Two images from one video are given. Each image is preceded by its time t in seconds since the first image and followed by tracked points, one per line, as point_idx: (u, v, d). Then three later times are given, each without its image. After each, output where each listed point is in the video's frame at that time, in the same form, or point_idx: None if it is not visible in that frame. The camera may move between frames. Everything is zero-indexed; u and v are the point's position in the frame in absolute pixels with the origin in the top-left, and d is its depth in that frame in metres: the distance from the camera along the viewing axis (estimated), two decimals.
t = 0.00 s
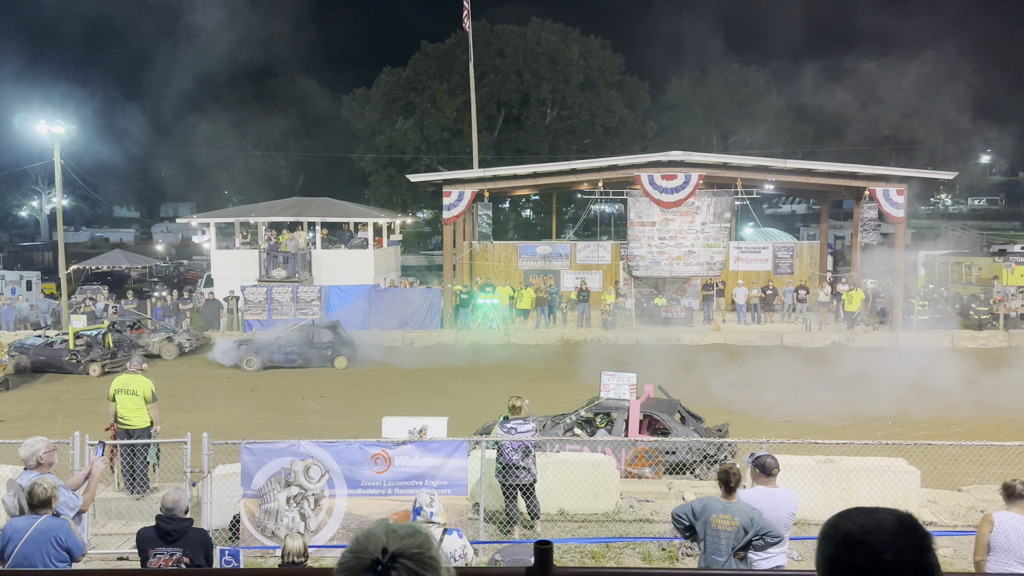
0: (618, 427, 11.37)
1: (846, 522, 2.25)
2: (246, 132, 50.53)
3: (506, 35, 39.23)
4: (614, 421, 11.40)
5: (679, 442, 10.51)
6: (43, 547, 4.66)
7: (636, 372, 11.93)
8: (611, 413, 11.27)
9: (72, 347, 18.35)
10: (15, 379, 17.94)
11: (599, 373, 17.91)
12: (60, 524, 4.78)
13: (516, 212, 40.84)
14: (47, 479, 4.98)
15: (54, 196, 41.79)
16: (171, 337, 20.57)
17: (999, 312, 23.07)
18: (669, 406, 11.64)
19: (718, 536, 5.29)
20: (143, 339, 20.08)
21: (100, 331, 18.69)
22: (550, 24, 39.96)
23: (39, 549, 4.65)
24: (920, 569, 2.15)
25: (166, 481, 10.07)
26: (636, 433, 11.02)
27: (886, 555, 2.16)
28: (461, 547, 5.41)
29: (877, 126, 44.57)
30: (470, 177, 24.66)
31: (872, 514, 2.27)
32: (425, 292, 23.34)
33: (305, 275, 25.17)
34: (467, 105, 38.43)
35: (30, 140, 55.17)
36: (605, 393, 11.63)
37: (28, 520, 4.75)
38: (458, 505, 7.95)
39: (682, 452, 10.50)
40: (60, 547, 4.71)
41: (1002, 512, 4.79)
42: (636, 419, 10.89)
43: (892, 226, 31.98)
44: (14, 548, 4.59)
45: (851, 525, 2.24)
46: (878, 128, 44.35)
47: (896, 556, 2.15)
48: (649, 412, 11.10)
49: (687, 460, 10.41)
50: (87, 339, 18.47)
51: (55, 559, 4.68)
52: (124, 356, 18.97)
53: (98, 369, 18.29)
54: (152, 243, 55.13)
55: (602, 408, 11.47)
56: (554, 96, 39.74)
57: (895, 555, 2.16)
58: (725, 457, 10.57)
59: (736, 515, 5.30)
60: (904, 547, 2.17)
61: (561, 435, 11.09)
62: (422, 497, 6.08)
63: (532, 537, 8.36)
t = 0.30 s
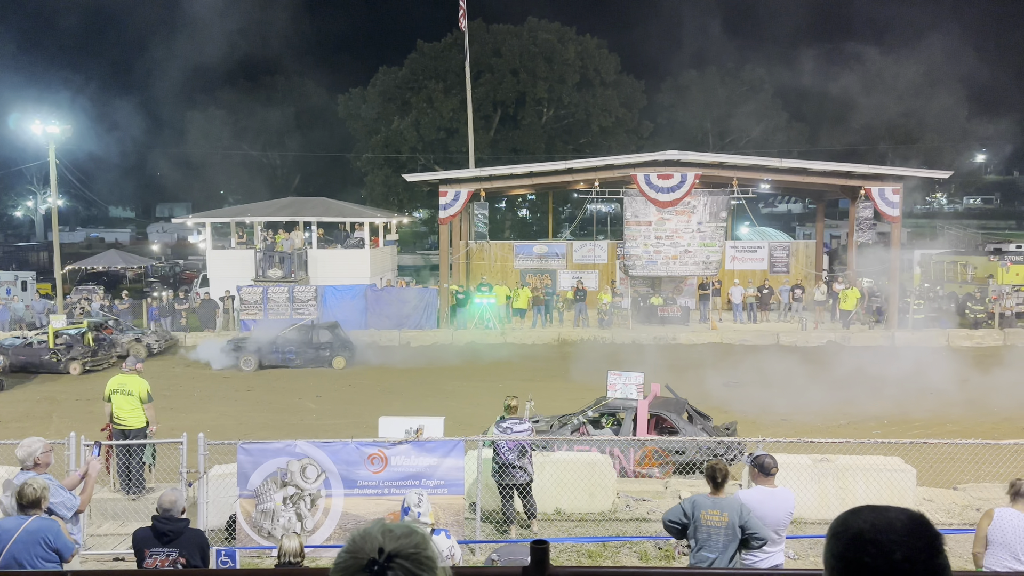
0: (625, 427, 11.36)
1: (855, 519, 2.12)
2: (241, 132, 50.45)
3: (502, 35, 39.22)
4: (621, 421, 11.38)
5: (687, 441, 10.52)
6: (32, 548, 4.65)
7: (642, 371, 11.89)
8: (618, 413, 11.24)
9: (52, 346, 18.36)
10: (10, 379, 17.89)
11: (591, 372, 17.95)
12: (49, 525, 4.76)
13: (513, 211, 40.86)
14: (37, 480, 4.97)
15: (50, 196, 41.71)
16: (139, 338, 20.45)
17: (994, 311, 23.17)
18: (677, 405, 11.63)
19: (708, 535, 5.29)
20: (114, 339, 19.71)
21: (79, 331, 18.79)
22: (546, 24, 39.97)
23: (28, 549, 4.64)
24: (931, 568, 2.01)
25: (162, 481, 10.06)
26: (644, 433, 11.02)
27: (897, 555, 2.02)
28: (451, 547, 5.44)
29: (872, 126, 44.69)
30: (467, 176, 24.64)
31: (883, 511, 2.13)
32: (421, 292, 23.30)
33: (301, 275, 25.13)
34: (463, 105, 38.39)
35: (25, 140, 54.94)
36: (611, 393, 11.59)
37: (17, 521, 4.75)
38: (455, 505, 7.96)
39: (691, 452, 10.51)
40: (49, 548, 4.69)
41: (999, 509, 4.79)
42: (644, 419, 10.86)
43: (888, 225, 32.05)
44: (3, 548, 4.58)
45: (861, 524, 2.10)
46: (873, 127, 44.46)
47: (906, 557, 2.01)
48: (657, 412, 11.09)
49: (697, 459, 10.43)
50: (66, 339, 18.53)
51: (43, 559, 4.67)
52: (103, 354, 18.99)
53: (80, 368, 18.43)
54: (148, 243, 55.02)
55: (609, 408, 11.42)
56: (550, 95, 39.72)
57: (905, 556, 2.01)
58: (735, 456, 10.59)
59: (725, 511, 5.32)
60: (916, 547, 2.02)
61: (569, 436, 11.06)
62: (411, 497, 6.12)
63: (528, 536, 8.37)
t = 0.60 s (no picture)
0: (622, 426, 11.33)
1: (862, 516, 2.12)
2: (237, 131, 50.38)
3: (498, 35, 39.21)
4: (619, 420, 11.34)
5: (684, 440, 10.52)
6: (22, 549, 4.63)
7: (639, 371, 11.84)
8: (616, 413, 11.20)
9: (31, 347, 18.27)
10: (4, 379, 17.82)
11: (584, 371, 17.94)
12: (39, 526, 4.74)
13: (510, 210, 40.82)
14: (26, 481, 4.95)
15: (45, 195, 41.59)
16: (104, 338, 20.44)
17: (990, 310, 23.29)
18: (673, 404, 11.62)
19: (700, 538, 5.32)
20: (92, 338, 19.66)
21: (58, 331, 18.79)
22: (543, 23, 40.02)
23: (17, 551, 4.63)
24: (937, 569, 2.01)
25: (158, 481, 10.04)
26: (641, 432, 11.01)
27: (903, 555, 2.01)
28: (444, 545, 5.44)
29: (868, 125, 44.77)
30: (463, 176, 24.64)
31: (891, 510, 2.13)
32: (417, 291, 23.30)
33: (297, 275, 25.10)
34: (460, 104, 38.34)
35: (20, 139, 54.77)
36: (609, 391, 11.54)
37: (7, 522, 4.73)
38: (452, 504, 7.96)
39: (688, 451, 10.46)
40: (39, 549, 4.67)
41: (999, 507, 4.79)
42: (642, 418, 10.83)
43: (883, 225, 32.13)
44: None
45: (868, 521, 2.10)
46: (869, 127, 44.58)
47: (912, 558, 2.01)
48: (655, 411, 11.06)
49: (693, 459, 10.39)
50: (46, 339, 18.48)
51: (33, 560, 4.65)
52: (83, 354, 19.01)
53: (60, 369, 18.39)
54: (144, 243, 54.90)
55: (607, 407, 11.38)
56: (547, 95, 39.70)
57: (912, 556, 2.01)
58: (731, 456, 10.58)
59: (717, 514, 5.34)
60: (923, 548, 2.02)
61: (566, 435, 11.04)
62: (403, 496, 6.10)
63: (525, 535, 8.38)
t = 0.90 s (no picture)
0: (604, 425, 11.23)
1: (860, 515, 2.12)
2: (234, 130, 50.30)
3: (495, 34, 39.15)
4: (601, 418, 11.30)
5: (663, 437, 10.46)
6: (19, 549, 4.61)
7: (621, 370, 11.80)
8: (597, 411, 11.16)
9: (13, 347, 18.12)
10: None
11: (580, 371, 17.89)
12: (35, 527, 4.73)
13: (507, 210, 40.80)
14: (23, 482, 4.93)
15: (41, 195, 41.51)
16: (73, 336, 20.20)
17: (987, 308, 23.38)
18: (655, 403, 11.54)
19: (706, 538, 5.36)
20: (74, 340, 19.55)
21: (39, 331, 18.66)
22: (540, 22, 40.02)
23: (15, 552, 4.61)
24: (934, 570, 2.00)
25: (155, 481, 10.02)
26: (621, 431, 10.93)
27: (900, 555, 2.01)
28: (444, 544, 5.42)
29: (865, 124, 44.77)
30: (460, 175, 24.64)
31: (889, 509, 2.12)
32: (414, 290, 23.32)
33: (294, 274, 25.06)
34: (457, 103, 38.27)
35: (16, 138, 54.65)
36: (591, 390, 11.49)
37: (4, 523, 4.70)
38: (449, 504, 7.96)
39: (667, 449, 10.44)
40: (36, 549, 4.67)
41: (999, 505, 4.81)
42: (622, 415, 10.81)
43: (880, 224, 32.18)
44: None
45: (866, 520, 2.10)
46: (865, 126, 44.67)
47: (910, 558, 2.01)
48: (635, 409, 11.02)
49: (672, 457, 10.36)
50: (28, 339, 18.31)
51: (31, 561, 4.64)
52: (65, 355, 18.89)
53: (42, 369, 18.26)
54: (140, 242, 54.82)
55: (588, 405, 11.35)
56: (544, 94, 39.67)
57: (909, 555, 2.01)
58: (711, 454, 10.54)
59: (723, 515, 5.39)
60: (919, 548, 2.02)
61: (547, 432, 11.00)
62: (402, 495, 6.08)
63: (522, 535, 8.38)
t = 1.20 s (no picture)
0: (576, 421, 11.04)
1: (856, 514, 2.12)
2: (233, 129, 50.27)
3: (494, 32, 39.11)
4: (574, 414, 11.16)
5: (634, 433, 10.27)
6: (24, 548, 4.63)
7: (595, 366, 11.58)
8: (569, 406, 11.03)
9: None
10: None
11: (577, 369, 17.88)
12: (41, 525, 4.75)
13: (506, 208, 40.80)
14: (27, 479, 4.95)
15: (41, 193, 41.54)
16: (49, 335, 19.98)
17: (986, 306, 23.41)
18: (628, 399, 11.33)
19: (715, 536, 5.37)
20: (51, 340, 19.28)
21: (19, 331, 18.43)
22: (539, 20, 39.97)
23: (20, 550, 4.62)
24: (932, 570, 2.01)
25: (154, 480, 10.02)
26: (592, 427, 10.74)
27: (897, 554, 2.02)
28: (452, 542, 5.40)
29: (865, 122, 44.72)
30: (459, 173, 24.65)
31: (886, 507, 2.13)
32: (414, 289, 23.31)
33: (293, 272, 25.06)
34: (456, 101, 38.20)
35: (15, 137, 54.61)
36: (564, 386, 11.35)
37: (8, 521, 4.72)
38: (448, 502, 7.98)
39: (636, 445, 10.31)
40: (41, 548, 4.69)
41: (998, 504, 4.83)
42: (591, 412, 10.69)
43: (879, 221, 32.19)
44: None
45: (863, 519, 2.10)
46: (864, 124, 44.67)
47: (907, 556, 2.01)
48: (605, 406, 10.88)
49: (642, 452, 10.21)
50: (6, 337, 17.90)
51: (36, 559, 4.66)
52: (43, 353, 18.67)
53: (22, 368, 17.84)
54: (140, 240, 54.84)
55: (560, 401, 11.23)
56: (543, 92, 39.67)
57: (907, 554, 2.02)
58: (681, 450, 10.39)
59: (730, 513, 5.43)
60: (918, 547, 2.02)
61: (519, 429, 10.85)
62: (408, 494, 6.09)
63: (521, 533, 8.38)
